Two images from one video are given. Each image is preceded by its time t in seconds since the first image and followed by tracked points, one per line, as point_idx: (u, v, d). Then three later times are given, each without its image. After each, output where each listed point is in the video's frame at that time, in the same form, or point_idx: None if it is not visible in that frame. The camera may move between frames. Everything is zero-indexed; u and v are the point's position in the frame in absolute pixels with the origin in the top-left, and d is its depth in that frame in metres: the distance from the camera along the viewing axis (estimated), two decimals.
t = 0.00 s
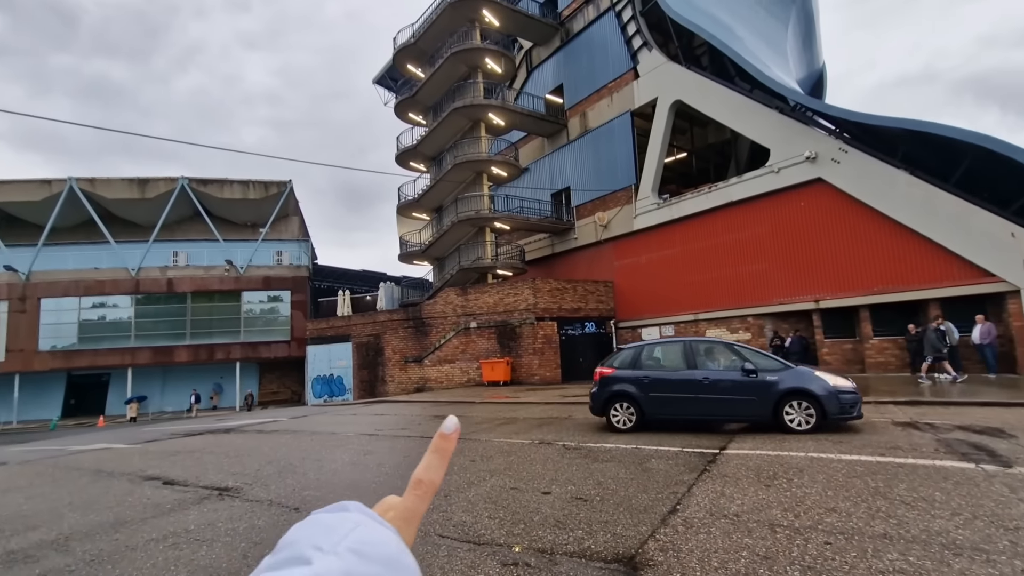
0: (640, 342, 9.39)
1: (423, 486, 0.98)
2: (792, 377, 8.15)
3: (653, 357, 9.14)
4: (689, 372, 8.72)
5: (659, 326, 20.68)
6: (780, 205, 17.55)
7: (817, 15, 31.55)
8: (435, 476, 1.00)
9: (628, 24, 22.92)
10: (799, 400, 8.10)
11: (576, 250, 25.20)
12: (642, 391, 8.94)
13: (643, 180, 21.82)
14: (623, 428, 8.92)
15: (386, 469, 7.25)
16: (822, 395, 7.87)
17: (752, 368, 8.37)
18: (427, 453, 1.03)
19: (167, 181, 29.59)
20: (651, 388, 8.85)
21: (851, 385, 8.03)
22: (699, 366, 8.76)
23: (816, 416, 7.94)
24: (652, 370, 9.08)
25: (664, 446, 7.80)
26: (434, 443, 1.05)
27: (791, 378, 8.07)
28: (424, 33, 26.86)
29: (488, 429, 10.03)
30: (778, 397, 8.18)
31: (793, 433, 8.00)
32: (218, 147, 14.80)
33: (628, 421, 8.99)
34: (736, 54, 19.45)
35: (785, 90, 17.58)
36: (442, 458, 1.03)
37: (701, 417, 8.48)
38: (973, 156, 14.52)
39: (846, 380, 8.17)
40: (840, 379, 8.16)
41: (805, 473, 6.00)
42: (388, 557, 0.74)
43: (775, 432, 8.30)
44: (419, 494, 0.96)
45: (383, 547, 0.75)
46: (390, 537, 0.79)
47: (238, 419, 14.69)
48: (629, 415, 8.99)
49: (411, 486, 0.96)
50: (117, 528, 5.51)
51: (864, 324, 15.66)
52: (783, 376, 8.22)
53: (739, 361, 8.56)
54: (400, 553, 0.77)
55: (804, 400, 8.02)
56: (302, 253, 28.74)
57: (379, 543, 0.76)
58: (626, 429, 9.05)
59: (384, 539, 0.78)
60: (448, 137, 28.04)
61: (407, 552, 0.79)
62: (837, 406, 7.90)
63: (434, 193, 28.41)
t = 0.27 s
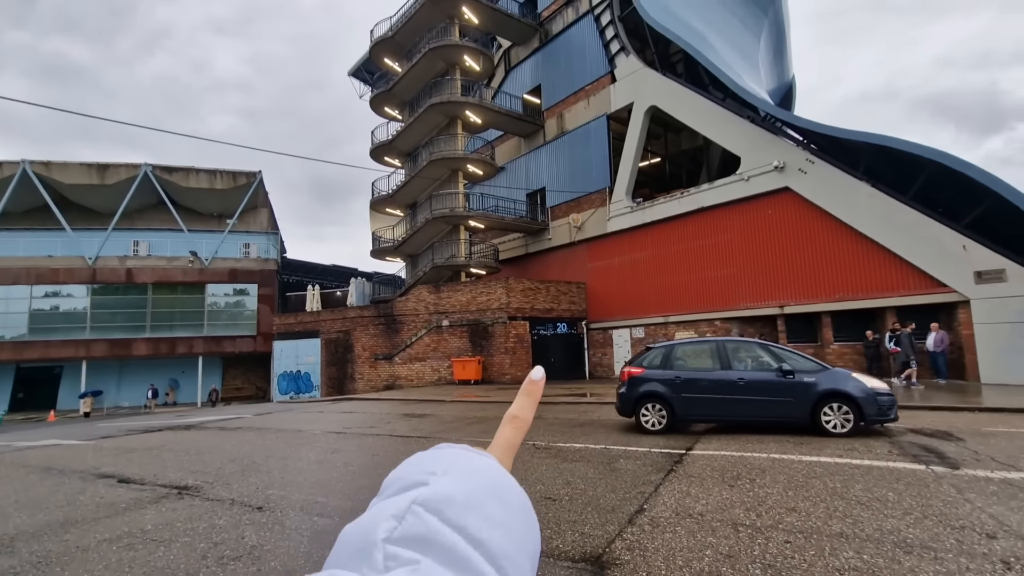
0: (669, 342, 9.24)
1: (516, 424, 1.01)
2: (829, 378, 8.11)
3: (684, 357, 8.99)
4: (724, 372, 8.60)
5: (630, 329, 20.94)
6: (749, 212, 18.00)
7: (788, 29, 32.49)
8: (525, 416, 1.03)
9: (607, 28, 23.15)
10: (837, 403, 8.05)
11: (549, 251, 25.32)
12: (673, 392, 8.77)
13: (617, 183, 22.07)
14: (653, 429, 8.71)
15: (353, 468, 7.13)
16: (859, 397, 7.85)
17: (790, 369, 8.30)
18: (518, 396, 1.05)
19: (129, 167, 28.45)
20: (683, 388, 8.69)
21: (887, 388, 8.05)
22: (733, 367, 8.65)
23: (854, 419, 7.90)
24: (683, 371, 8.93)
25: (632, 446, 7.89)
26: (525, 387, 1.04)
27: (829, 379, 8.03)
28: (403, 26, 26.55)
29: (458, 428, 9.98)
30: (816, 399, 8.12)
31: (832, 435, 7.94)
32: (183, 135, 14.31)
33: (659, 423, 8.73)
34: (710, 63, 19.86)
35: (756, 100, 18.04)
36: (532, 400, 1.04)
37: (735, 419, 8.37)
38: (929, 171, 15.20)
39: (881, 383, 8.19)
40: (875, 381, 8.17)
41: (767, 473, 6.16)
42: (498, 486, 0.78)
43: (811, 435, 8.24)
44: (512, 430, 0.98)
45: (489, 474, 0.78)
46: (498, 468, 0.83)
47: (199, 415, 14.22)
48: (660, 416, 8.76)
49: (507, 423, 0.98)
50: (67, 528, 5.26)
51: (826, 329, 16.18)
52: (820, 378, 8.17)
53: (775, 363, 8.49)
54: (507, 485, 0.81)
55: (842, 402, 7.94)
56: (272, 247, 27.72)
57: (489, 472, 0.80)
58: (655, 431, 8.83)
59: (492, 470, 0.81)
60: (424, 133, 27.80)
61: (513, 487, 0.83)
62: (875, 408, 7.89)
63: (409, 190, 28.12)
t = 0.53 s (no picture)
0: (712, 342, 9.04)
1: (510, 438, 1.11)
2: (882, 382, 7.92)
3: (729, 358, 8.78)
4: (772, 374, 8.41)
5: (610, 330, 21.08)
6: (728, 217, 18.30)
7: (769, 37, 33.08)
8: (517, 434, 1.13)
9: (592, 30, 23.30)
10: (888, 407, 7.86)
11: (532, 252, 25.37)
12: (718, 394, 8.57)
13: (601, 185, 22.21)
14: (698, 431, 8.50)
15: (331, 467, 7.03)
16: (912, 401, 7.65)
17: (840, 372, 8.10)
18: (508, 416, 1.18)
19: (103, 157, 27.65)
20: (728, 390, 8.50)
21: (938, 393, 7.84)
22: (781, 368, 8.45)
23: (906, 424, 7.72)
24: (727, 372, 8.73)
25: (611, 446, 7.93)
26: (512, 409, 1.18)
27: (882, 383, 7.83)
28: (388, 22, 26.34)
29: (437, 427, 9.92)
30: (868, 403, 7.92)
31: (884, 441, 7.74)
32: (158, 124, 13.94)
33: (703, 424, 8.54)
34: (693, 68, 20.13)
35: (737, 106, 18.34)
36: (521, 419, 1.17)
37: (783, 422, 8.18)
38: (903, 180, 15.64)
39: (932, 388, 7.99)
40: (926, 386, 7.97)
41: (743, 473, 6.26)
42: (499, 477, 0.86)
43: (861, 440, 8.04)
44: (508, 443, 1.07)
45: (491, 466, 0.87)
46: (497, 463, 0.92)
47: (171, 412, 13.86)
48: (704, 418, 8.57)
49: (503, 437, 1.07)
50: (31, 528, 5.08)
51: (801, 333, 16.49)
52: (872, 381, 7.98)
53: (824, 365, 8.29)
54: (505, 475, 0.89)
55: (894, 406, 7.76)
56: (249, 241, 27.54)
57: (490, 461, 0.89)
58: (698, 433, 8.62)
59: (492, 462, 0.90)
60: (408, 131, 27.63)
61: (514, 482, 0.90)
62: (928, 414, 7.68)
63: (392, 187, 27.89)
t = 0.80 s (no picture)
0: (776, 341, 8.79)
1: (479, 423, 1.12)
2: (955, 387, 7.68)
3: (794, 359, 8.54)
4: (839, 376, 8.16)
5: (604, 330, 21.12)
6: (722, 219, 18.40)
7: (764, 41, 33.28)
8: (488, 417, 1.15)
9: (589, 32, 23.36)
10: (962, 413, 7.62)
11: (527, 252, 25.39)
12: (782, 395, 8.33)
13: (596, 186, 22.25)
14: (761, 433, 8.26)
15: (324, 466, 7.00)
16: (988, 407, 7.41)
17: (913, 376, 7.85)
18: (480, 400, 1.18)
19: (95, 152, 27.37)
20: (794, 392, 8.25)
21: (1012, 399, 7.61)
22: (849, 370, 8.19)
23: (982, 430, 7.47)
24: (792, 373, 8.49)
25: (604, 447, 7.95)
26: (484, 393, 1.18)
27: (956, 388, 7.59)
28: (385, 20, 26.29)
29: (431, 426, 9.89)
30: (942, 407, 7.68)
31: (957, 447, 7.51)
32: (153, 119, 13.83)
33: (767, 426, 8.30)
34: (688, 71, 20.23)
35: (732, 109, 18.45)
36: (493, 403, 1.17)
37: (852, 426, 7.94)
38: (895, 185, 15.77)
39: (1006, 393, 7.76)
40: (1001, 392, 7.72)
41: (735, 474, 6.29)
42: (468, 463, 0.88)
43: (932, 446, 7.80)
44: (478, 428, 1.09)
45: (459, 454, 0.90)
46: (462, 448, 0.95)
47: (163, 410, 13.75)
48: (768, 420, 8.33)
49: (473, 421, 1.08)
50: (19, 526, 5.03)
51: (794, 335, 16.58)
52: (945, 386, 7.74)
53: (895, 367, 8.04)
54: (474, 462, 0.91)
55: (969, 412, 7.52)
56: (244, 238, 27.26)
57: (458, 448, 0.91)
58: (761, 435, 8.39)
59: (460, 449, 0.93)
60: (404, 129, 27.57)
61: (481, 468, 0.93)
62: (1003, 420, 7.45)
63: (387, 185, 27.80)
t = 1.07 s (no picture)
0: (845, 343, 8.54)
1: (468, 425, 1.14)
2: None
3: (863, 361, 8.31)
4: (912, 379, 7.92)
5: (598, 331, 21.18)
6: (716, 220, 18.49)
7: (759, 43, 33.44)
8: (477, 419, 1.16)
9: (586, 33, 23.39)
10: None
11: (522, 252, 25.40)
12: (851, 398, 8.11)
13: (591, 186, 22.29)
14: (831, 438, 8.07)
15: (317, 466, 7.01)
16: None
17: (989, 380, 7.60)
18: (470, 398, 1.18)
19: (87, 149, 27.15)
20: (865, 395, 8.02)
21: None
22: (923, 374, 7.94)
23: None
24: (861, 376, 8.25)
25: (598, 447, 7.97)
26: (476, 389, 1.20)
27: None
28: (381, 19, 26.21)
29: (425, 426, 9.87)
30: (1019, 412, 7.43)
31: None
32: (145, 116, 13.76)
33: (836, 431, 8.11)
34: (684, 72, 20.30)
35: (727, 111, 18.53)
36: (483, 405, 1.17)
37: (924, 431, 7.71)
38: (888, 188, 15.89)
39: None
40: None
41: (727, 475, 6.33)
42: (445, 476, 0.87)
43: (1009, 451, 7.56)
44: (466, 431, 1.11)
45: (437, 467, 0.88)
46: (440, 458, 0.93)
47: (155, 410, 13.67)
48: (838, 423, 8.15)
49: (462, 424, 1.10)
50: (6, 526, 4.98)
51: (787, 337, 16.66)
52: None
53: (970, 371, 7.79)
54: (452, 476, 0.90)
55: None
56: (237, 237, 27.19)
57: (437, 460, 0.90)
58: (831, 440, 8.19)
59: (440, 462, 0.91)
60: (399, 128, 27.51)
61: (461, 479, 0.91)
62: None
63: (382, 184, 27.73)
